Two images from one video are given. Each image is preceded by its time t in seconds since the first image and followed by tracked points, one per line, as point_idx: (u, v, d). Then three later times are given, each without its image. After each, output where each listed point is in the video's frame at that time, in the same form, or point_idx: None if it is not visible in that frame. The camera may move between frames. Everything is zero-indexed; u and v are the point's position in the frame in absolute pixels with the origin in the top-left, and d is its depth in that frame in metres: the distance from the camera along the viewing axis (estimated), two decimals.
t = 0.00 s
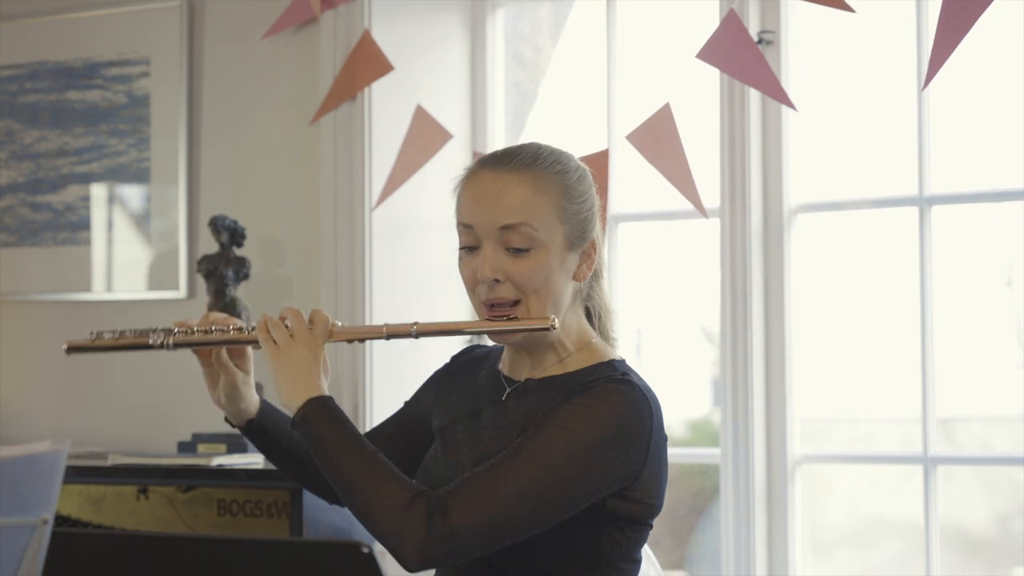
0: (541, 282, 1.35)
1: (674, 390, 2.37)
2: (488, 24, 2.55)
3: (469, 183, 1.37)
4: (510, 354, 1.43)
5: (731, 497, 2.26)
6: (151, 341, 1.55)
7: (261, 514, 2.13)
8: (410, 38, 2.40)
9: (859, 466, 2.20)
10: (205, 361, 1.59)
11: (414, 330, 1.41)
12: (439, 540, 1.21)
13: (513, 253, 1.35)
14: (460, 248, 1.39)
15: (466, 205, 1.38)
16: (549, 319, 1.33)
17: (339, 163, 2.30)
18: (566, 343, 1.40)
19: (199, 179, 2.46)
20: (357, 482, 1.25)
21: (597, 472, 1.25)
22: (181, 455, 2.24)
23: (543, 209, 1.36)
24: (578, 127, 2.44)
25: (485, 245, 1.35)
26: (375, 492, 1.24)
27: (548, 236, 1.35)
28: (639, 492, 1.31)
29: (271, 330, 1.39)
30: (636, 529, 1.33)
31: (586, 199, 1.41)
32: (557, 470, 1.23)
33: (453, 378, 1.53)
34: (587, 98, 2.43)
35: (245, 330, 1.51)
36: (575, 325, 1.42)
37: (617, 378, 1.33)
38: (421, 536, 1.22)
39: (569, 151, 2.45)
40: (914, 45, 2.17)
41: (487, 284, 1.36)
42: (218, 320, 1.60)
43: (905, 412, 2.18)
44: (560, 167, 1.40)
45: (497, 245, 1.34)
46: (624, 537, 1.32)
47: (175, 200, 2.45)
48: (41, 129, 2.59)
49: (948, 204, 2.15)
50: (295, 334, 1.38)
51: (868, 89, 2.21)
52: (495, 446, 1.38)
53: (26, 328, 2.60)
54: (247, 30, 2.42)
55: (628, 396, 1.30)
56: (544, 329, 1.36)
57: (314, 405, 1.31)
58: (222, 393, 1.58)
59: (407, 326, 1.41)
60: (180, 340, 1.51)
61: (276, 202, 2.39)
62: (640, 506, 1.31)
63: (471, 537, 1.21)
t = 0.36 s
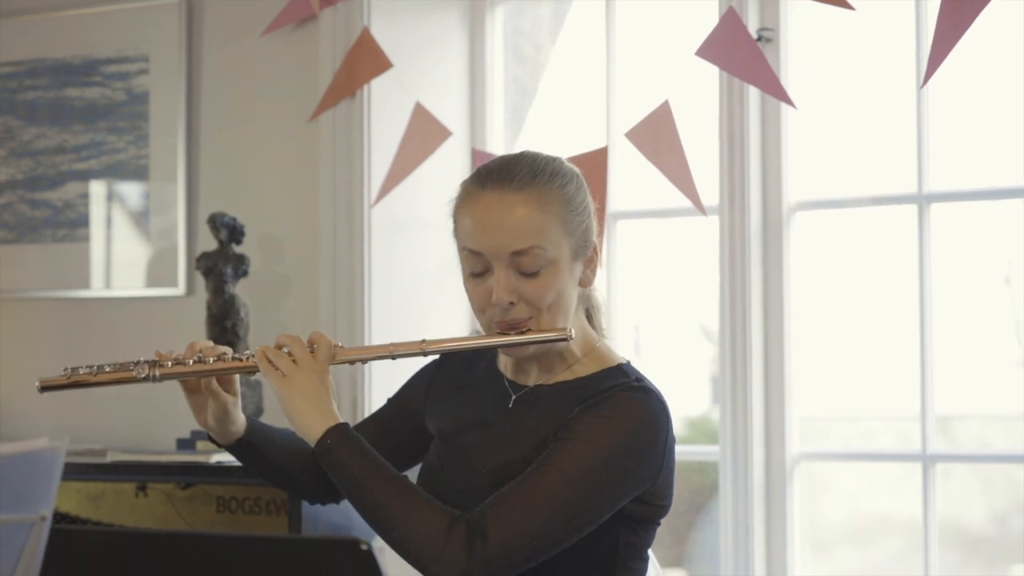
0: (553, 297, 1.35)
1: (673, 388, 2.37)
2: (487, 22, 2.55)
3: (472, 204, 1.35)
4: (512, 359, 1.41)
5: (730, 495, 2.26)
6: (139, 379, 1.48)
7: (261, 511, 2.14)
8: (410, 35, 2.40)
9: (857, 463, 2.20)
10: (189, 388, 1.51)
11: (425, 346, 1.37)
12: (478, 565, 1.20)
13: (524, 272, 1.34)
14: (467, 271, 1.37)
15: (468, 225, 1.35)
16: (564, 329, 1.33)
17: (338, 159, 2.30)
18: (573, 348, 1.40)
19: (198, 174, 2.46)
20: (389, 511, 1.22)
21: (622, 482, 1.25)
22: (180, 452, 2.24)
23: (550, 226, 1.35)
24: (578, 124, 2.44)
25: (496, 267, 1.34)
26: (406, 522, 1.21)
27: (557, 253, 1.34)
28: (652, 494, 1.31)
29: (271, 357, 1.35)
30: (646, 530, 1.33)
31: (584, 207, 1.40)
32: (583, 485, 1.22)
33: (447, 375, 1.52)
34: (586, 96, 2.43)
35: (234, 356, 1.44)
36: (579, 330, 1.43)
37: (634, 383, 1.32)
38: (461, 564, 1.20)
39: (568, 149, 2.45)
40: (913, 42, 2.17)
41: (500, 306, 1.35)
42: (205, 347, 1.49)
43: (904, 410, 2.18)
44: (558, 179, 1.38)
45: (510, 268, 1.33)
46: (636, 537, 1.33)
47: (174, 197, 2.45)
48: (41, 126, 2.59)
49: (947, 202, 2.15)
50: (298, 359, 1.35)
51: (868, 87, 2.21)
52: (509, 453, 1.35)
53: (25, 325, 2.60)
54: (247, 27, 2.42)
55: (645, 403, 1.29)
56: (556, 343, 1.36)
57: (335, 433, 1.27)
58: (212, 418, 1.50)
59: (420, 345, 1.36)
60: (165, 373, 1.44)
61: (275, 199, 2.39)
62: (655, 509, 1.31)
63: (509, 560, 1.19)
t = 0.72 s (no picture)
0: (582, 294, 1.35)
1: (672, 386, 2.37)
2: (487, 19, 2.55)
3: (508, 197, 1.34)
4: (528, 357, 1.40)
5: (728, 492, 2.26)
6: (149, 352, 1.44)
7: (260, 509, 2.12)
8: (409, 32, 2.40)
9: (856, 461, 2.20)
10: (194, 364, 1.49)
11: (449, 337, 1.36)
12: (511, 550, 1.18)
13: (556, 268, 1.34)
14: (495, 263, 1.36)
15: (502, 218, 1.35)
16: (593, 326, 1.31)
17: (339, 157, 2.31)
18: (590, 350, 1.39)
19: (197, 171, 2.46)
20: (418, 493, 1.19)
21: (648, 476, 1.25)
22: (179, 449, 2.24)
23: (583, 223, 1.35)
24: (577, 122, 2.44)
25: (529, 261, 1.33)
26: (437, 504, 1.19)
27: (589, 249, 1.34)
28: (666, 493, 1.33)
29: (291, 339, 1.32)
30: (655, 528, 1.35)
31: (611, 207, 1.42)
32: (613, 475, 1.22)
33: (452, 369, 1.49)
34: (585, 94, 2.43)
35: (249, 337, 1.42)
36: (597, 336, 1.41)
37: (652, 382, 1.33)
38: (493, 548, 1.18)
39: (567, 147, 2.45)
40: (913, 41, 2.17)
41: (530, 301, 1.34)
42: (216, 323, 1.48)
43: (903, 408, 2.18)
44: (591, 177, 1.39)
45: (544, 263, 1.32)
46: (647, 535, 1.34)
47: (173, 194, 2.45)
48: (40, 122, 2.59)
49: (947, 200, 2.15)
50: (319, 341, 1.31)
51: (867, 85, 2.21)
52: (528, 450, 1.34)
53: (25, 322, 2.60)
54: (246, 24, 2.42)
55: (669, 398, 1.30)
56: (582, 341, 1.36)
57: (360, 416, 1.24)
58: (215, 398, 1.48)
59: (442, 336, 1.36)
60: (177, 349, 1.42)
61: (274, 196, 2.40)
62: (668, 507, 1.33)
63: (540, 546, 1.18)
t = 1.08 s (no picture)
0: (612, 285, 1.35)
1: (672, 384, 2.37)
2: (487, 17, 2.54)
3: (552, 182, 1.35)
4: (545, 351, 1.39)
5: (727, 490, 2.26)
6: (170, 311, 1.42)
7: (260, 506, 2.13)
8: (409, 30, 2.40)
9: (855, 459, 2.20)
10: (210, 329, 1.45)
11: (479, 316, 1.35)
12: (536, 525, 1.17)
13: (590, 256, 1.34)
14: (530, 245, 1.36)
15: (542, 201, 1.35)
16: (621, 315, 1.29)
17: (339, 154, 2.32)
18: (607, 346, 1.39)
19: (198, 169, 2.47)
20: (448, 465, 1.18)
21: (668, 463, 1.25)
22: (178, 446, 2.24)
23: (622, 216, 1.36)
24: (576, 120, 2.44)
25: (565, 246, 1.34)
26: (465, 477, 1.18)
27: (625, 241, 1.35)
28: (677, 490, 1.33)
29: (323, 306, 1.30)
30: (664, 527, 1.35)
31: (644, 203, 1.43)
32: (636, 458, 1.23)
33: (458, 367, 1.46)
34: (585, 92, 2.43)
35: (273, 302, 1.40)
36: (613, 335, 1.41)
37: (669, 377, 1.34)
38: (518, 521, 1.17)
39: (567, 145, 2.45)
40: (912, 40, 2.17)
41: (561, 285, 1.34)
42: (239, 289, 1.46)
43: (902, 406, 2.18)
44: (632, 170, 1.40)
45: (581, 249, 1.33)
46: (657, 533, 1.34)
47: (174, 191, 2.45)
48: (40, 120, 2.59)
49: (947, 198, 2.15)
50: (349, 311, 1.30)
51: (867, 83, 2.21)
52: (543, 443, 1.33)
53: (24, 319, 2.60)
54: (246, 22, 2.43)
55: (687, 390, 1.31)
56: (607, 329, 1.35)
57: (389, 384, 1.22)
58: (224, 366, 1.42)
59: (474, 314, 1.34)
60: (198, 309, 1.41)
61: (275, 194, 2.40)
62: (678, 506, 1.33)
63: (564, 522, 1.18)
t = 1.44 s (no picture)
0: (628, 270, 1.37)
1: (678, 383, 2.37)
2: (490, 17, 2.54)
3: (574, 166, 1.39)
4: (551, 344, 1.41)
5: (731, 490, 2.26)
6: (187, 289, 1.37)
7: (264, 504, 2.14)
8: (413, 28, 2.41)
9: (859, 458, 2.20)
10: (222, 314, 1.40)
11: (499, 294, 1.33)
12: (562, 497, 1.14)
13: (609, 239, 1.37)
14: (549, 227, 1.38)
15: (564, 184, 1.39)
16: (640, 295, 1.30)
17: (344, 152, 2.32)
18: (613, 340, 1.40)
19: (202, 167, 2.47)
20: (476, 435, 1.14)
21: (683, 447, 1.25)
22: (182, 445, 2.25)
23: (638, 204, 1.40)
24: (580, 119, 2.44)
25: (586, 226, 1.36)
26: (492, 447, 1.14)
27: (642, 229, 1.39)
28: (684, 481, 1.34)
29: (344, 283, 1.27)
30: (670, 518, 1.36)
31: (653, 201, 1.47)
32: (654, 438, 1.22)
33: (461, 366, 1.47)
34: (589, 92, 2.43)
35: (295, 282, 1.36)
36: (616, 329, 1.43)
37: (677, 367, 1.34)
38: (547, 494, 1.14)
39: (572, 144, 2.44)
40: (917, 39, 2.17)
41: (581, 264, 1.35)
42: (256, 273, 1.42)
43: (906, 405, 2.18)
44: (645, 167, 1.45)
45: (602, 229, 1.36)
46: (663, 524, 1.35)
47: (179, 189, 2.46)
48: (44, 118, 2.59)
49: (951, 197, 2.15)
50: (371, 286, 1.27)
51: (871, 82, 2.21)
52: (553, 433, 1.33)
53: (28, 318, 2.60)
54: (251, 21, 2.43)
55: (697, 377, 1.32)
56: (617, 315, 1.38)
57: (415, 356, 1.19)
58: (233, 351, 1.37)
59: (495, 291, 1.33)
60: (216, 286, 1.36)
61: (280, 193, 2.40)
62: (686, 495, 1.34)
63: (588, 496, 1.16)
